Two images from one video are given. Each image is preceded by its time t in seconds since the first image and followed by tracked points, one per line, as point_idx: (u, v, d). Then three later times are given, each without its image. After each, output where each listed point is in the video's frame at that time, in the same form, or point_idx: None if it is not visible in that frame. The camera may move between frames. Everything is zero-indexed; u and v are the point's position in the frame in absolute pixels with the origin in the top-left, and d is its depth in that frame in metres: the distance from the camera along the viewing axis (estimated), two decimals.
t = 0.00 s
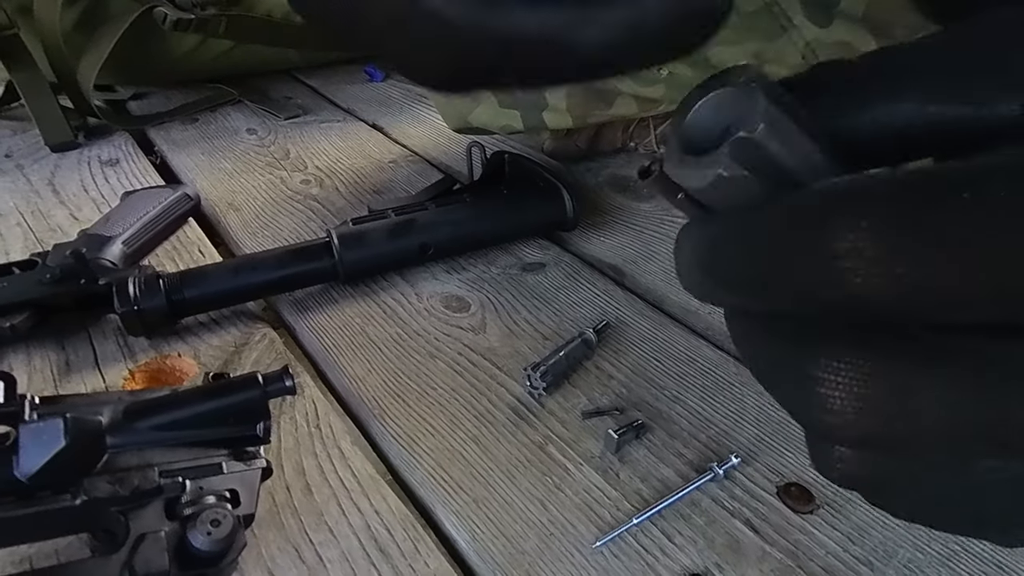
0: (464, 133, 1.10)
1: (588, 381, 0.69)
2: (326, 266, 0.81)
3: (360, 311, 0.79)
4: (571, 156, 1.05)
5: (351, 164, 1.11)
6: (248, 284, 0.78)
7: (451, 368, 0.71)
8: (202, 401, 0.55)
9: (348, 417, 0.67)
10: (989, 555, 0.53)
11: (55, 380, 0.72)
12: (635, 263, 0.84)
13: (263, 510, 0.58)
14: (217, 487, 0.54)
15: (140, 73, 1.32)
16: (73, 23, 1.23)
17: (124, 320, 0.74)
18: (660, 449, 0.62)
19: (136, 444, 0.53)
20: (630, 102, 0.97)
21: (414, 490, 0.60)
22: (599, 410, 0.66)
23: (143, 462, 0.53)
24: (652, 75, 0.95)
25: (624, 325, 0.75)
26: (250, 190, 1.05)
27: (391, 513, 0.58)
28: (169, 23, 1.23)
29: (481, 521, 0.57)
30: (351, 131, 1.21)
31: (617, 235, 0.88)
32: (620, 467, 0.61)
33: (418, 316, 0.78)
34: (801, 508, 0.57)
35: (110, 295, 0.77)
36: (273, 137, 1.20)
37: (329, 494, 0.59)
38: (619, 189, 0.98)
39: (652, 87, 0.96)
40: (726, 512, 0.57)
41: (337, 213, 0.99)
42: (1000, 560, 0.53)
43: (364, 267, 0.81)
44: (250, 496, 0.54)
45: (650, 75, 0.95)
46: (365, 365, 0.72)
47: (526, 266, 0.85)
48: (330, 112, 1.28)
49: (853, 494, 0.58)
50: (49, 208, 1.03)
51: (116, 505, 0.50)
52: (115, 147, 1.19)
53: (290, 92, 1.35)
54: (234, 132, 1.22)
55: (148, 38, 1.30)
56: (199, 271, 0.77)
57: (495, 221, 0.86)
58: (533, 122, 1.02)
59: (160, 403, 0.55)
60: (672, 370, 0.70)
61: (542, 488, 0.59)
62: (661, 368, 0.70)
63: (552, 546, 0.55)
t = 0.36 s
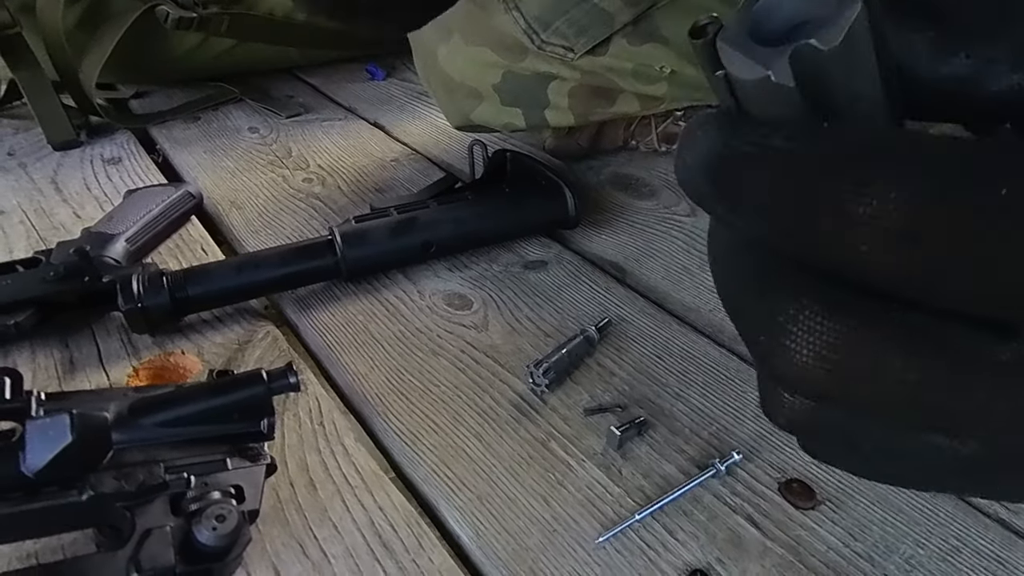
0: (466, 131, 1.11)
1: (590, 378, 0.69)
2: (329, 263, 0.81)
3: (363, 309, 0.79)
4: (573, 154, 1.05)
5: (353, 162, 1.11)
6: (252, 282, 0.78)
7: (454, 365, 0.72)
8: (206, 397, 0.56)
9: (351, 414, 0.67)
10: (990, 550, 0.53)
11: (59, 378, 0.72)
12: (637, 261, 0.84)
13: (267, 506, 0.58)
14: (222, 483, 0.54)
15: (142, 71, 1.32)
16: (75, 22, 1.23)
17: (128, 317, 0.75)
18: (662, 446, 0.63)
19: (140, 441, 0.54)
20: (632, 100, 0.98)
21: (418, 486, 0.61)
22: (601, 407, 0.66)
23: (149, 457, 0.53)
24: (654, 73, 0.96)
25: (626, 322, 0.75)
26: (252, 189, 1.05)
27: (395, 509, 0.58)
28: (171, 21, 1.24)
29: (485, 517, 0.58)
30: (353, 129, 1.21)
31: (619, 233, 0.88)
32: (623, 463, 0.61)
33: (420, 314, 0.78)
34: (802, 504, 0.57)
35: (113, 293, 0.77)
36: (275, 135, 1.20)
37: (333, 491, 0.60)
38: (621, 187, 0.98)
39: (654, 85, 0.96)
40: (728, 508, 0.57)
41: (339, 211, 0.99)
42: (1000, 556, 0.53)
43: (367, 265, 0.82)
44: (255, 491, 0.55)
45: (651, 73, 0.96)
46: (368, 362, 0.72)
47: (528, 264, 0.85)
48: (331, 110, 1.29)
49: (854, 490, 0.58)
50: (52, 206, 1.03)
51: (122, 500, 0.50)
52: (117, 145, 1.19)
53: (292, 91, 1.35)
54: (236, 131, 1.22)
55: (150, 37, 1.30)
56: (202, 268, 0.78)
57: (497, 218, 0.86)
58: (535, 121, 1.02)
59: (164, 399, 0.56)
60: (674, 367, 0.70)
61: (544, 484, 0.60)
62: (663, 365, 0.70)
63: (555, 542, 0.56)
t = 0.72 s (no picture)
0: (465, 134, 1.11)
1: (588, 381, 0.70)
2: (328, 266, 0.81)
3: (361, 312, 0.80)
4: (571, 157, 1.05)
5: (353, 164, 1.12)
6: (252, 285, 0.79)
7: (452, 369, 0.72)
8: (206, 401, 0.56)
9: (350, 417, 0.68)
10: (985, 554, 0.54)
11: (61, 381, 0.72)
12: (635, 264, 0.85)
13: (268, 509, 0.58)
14: (223, 486, 0.54)
15: (142, 73, 1.32)
16: (76, 25, 1.23)
17: (129, 320, 0.75)
18: (659, 448, 0.63)
19: (141, 444, 0.54)
20: (630, 102, 0.98)
21: (416, 488, 0.61)
22: (599, 410, 0.66)
23: (150, 461, 0.54)
24: (651, 76, 0.95)
25: (623, 325, 0.76)
26: (251, 191, 1.06)
27: (394, 511, 0.59)
28: (171, 24, 1.24)
29: (483, 520, 0.58)
30: (352, 131, 1.22)
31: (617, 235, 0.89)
32: (620, 466, 0.62)
33: (419, 316, 0.79)
34: (798, 507, 0.58)
35: (114, 296, 0.77)
36: (275, 138, 1.20)
37: (332, 494, 0.60)
38: (619, 189, 0.98)
39: (651, 88, 0.96)
40: (725, 511, 0.58)
41: (338, 214, 1.00)
42: (996, 560, 0.53)
43: (366, 267, 0.82)
44: (254, 494, 0.55)
45: (648, 75, 0.95)
46: (367, 365, 0.73)
47: (526, 267, 0.86)
48: (331, 112, 1.29)
49: (850, 493, 0.58)
50: (53, 208, 1.04)
51: (124, 504, 0.50)
52: (117, 147, 1.20)
53: (291, 93, 1.35)
54: (236, 133, 1.22)
55: (150, 39, 1.31)
56: (202, 272, 0.78)
57: (497, 221, 0.87)
58: (534, 124, 1.02)
59: (166, 403, 0.56)
60: (671, 370, 0.70)
61: (541, 487, 0.60)
62: (660, 368, 0.71)
63: (553, 544, 0.56)
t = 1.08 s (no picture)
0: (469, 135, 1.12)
1: (591, 380, 0.71)
2: (334, 267, 0.82)
3: (367, 312, 0.81)
4: (574, 158, 1.07)
5: (357, 165, 1.13)
6: (260, 285, 0.80)
7: (457, 368, 0.73)
8: (217, 401, 0.57)
9: (357, 415, 0.69)
10: (980, 549, 0.55)
11: (72, 380, 0.73)
12: (636, 265, 0.86)
13: (277, 505, 0.60)
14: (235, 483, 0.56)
15: (147, 75, 1.33)
16: (82, 27, 1.24)
17: (139, 320, 0.76)
18: (661, 446, 0.64)
19: (154, 443, 0.55)
20: (632, 106, 1.00)
21: (423, 486, 0.62)
22: (602, 409, 0.68)
23: (163, 458, 0.54)
24: (654, 80, 0.97)
25: (626, 325, 0.77)
26: (257, 192, 1.07)
27: (401, 507, 0.60)
28: (176, 26, 1.25)
29: (488, 516, 0.59)
30: (356, 132, 1.23)
31: (619, 236, 0.90)
32: (622, 464, 0.63)
33: (424, 316, 0.80)
34: (797, 504, 0.59)
35: (124, 297, 0.78)
36: (279, 139, 1.22)
37: (340, 491, 0.61)
38: (621, 190, 0.99)
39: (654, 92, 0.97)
40: (725, 507, 0.59)
41: (343, 214, 1.01)
42: (989, 554, 0.55)
43: (372, 268, 0.83)
44: (266, 492, 0.57)
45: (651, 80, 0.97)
46: (373, 365, 0.74)
47: (529, 267, 0.87)
48: (335, 113, 1.30)
49: (848, 490, 0.60)
50: (61, 209, 1.05)
51: (138, 501, 0.51)
52: (123, 149, 1.21)
53: (295, 94, 1.37)
54: (241, 134, 1.23)
55: (156, 40, 1.32)
56: (211, 272, 0.79)
57: (501, 222, 0.88)
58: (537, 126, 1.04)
59: (177, 402, 0.57)
60: (672, 370, 0.72)
61: (546, 485, 0.61)
62: (661, 367, 0.72)
63: (557, 540, 0.57)
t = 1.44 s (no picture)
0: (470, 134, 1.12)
1: (592, 376, 0.71)
2: (336, 264, 0.83)
3: (368, 310, 0.81)
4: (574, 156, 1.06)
5: (358, 164, 1.13)
6: (262, 283, 0.80)
7: (458, 366, 0.73)
8: (219, 397, 0.57)
9: (358, 412, 0.69)
10: (980, 545, 0.55)
11: (75, 377, 0.74)
12: (637, 263, 0.86)
13: (279, 501, 0.60)
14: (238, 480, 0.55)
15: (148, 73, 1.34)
16: (82, 25, 1.24)
17: (141, 317, 0.77)
18: (662, 443, 0.65)
19: (158, 439, 0.55)
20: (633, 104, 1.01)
21: (425, 482, 0.62)
22: (603, 405, 0.68)
23: (166, 455, 0.55)
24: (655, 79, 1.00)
25: (627, 323, 0.77)
26: (258, 190, 1.07)
27: (403, 503, 0.60)
28: (177, 24, 1.26)
29: (490, 512, 0.59)
30: (358, 130, 1.23)
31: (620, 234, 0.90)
32: (624, 460, 0.63)
33: (425, 314, 0.80)
34: (798, 500, 0.59)
35: (125, 294, 0.78)
36: (280, 137, 1.22)
37: (343, 487, 0.61)
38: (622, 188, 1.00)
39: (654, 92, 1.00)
40: (726, 503, 0.59)
41: (344, 212, 1.01)
42: (989, 550, 0.55)
43: (373, 265, 0.83)
44: (269, 487, 0.58)
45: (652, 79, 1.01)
46: (375, 362, 0.74)
47: (530, 265, 0.87)
48: (336, 111, 1.30)
49: (849, 486, 0.60)
50: (62, 207, 1.05)
51: (141, 496, 0.51)
52: (124, 147, 1.21)
53: (295, 92, 1.37)
54: (242, 132, 1.23)
55: (156, 39, 1.32)
56: (213, 270, 0.79)
57: (502, 220, 0.88)
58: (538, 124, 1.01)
59: (178, 398, 0.57)
60: (673, 367, 0.72)
61: (548, 481, 0.61)
62: (662, 365, 0.72)
63: (558, 535, 0.58)
